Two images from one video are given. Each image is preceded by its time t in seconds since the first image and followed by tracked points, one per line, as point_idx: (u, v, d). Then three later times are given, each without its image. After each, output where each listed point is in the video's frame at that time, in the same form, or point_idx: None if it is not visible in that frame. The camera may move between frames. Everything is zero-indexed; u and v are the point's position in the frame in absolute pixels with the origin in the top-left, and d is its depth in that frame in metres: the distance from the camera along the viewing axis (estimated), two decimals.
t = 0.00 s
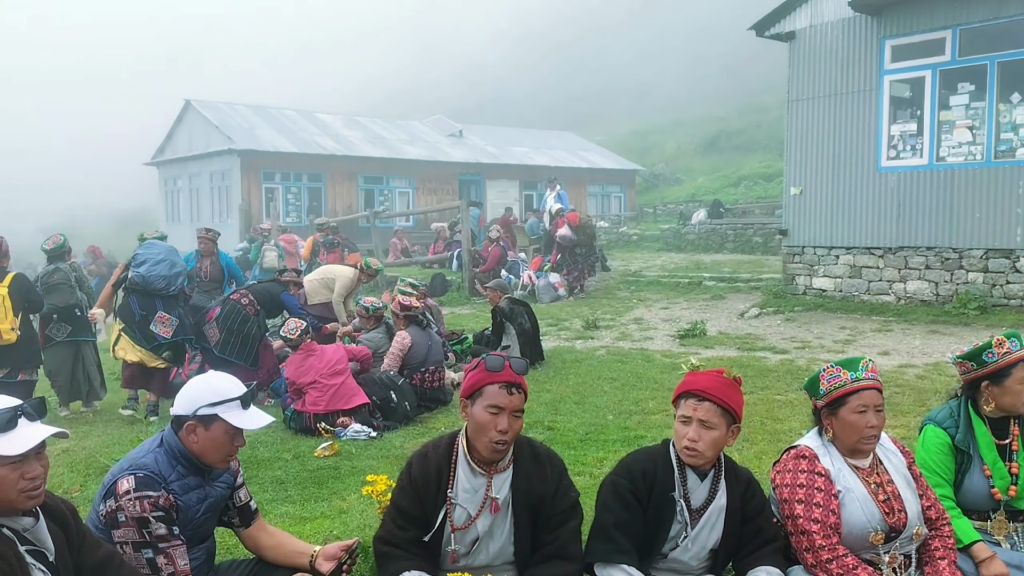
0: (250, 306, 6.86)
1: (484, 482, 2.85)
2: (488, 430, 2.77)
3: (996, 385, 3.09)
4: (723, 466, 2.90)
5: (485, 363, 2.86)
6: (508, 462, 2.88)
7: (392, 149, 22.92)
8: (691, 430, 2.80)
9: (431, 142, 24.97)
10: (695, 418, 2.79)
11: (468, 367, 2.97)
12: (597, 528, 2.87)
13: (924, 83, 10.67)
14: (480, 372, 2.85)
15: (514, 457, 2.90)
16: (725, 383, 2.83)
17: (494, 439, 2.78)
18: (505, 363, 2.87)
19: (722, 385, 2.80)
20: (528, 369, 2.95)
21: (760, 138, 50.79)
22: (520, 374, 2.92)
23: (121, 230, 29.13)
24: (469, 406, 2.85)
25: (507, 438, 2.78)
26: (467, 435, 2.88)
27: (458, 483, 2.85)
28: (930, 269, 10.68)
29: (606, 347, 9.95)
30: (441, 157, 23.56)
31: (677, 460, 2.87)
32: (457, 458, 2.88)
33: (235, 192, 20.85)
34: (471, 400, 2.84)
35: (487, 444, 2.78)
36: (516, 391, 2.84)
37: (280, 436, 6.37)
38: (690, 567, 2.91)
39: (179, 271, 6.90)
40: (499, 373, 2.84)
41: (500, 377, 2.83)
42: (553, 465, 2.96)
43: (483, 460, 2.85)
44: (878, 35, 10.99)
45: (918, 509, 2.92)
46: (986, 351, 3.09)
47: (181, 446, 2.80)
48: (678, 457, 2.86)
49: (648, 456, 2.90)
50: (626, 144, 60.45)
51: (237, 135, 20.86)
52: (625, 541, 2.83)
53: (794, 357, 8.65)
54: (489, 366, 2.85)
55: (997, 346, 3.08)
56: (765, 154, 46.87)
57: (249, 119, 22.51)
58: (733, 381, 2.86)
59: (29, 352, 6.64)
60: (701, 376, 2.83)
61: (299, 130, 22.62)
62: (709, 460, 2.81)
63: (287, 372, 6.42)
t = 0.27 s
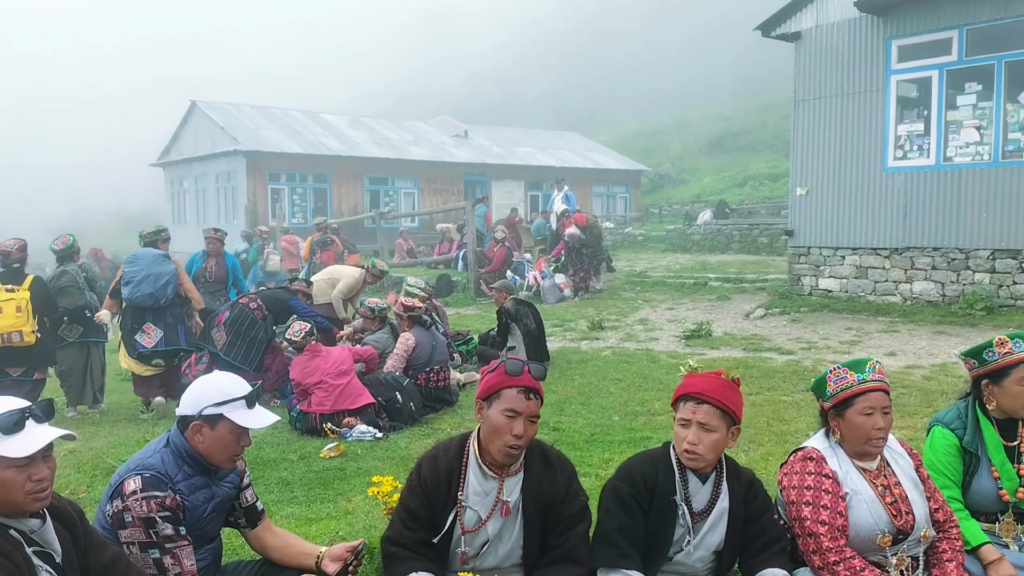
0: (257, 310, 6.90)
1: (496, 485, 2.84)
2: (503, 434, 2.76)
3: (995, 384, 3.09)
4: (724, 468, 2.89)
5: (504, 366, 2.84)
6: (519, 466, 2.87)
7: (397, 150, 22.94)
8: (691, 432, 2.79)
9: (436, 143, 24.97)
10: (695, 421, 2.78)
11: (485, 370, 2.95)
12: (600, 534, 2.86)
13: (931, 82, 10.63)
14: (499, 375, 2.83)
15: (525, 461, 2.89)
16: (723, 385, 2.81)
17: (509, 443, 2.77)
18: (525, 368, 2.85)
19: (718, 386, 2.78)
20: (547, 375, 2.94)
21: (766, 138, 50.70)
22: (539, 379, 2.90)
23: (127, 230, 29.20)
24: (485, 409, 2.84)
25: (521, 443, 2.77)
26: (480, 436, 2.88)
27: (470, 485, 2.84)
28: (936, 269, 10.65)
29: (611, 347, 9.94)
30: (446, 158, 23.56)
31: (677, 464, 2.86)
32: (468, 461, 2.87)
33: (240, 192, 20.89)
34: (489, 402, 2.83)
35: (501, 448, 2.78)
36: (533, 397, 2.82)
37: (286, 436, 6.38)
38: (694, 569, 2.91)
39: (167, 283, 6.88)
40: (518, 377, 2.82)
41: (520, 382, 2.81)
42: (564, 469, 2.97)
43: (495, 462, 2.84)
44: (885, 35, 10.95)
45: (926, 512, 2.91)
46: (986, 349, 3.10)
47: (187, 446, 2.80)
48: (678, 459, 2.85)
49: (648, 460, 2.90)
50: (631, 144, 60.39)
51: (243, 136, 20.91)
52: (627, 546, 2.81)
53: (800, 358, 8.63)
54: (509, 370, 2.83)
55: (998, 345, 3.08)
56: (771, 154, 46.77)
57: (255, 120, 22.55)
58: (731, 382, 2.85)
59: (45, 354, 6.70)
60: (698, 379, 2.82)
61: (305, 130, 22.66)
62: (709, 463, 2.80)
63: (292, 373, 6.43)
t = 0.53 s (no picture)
0: (258, 309, 6.90)
1: (498, 487, 2.84)
2: (503, 438, 2.76)
3: (984, 379, 3.16)
4: (718, 469, 2.89)
5: (504, 370, 2.84)
6: (522, 468, 2.87)
7: (401, 151, 22.96)
8: (681, 435, 2.79)
9: (441, 143, 24.99)
10: (684, 423, 2.78)
11: (487, 372, 2.95)
12: (598, 540, 2.89)
13: (936, 84, 10.61)
14: (499, 378, 2.84)
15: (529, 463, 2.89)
16: (712, 386, 2.81)
17: (509, 447, 2.76)
18: (526, 371, 2.84)
19: (709, 388, 2.79)
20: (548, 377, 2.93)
21: (770, 139, 50.60)
22: (540, 382, 2.89)
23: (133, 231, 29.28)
24: (486, 412, 2.84)
25: (522, 446, 2.77)
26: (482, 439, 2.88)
27: (472, 487, 2.84)
28: (942, 270, 10.62)
29: (616, 348, 9.94)
30: (451, 159, 23.58)
31: (670, 467, 2.87)
32: (471, 463, 2.88)
33: (245, 193, 20.93)
34: (489, 406, 2.83)
35: (502, 451, 2.78)
36: (534, 400, 2.81)
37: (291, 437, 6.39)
38: (697, 571, 2.91)
39: (160, 280, 6.97)
40: (519, 380, 2.81)
41: (520, 385, 2.81)
42: (567, 469, 2.97)
43: (498, 465, 2.83)
44: (890, 35, 10.93)
45: (930, 514, 2.91)
46: (979, 345, 3.17)
47: (192, 446, 2.80)
48: (671, 464, 2.86)
49: (641, 465, 2.91)
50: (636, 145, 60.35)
51: (248, 137, 20.95)
52: (624, 551, 2.83)
53: (805, 359, 8.62)
54: (508, 374, 2.83)
55: (989, 342, 3.14)
56: (775, 155, 46.69)
57: (260, 121, 22.60)
58: (721, 383, 2.85)
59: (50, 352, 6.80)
60: (689, 380, 2.82)
61: (310, 131, 22.70)
62: (702, 464, 2.80)
63: (299, 373, 6.44)
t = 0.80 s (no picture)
0: (258, 309, 6.92)
1: (496, 489, 2.85)
2: (494, 441, 2.77)
3: (982, 379, 3.20)
4: (715, 470, 2.88)
5: (492, 374, 2.84)
6: (519, 469, 2.88)
7: (405, 151, 22.98)
8: (675, 436, 2.79)
9: (445, 144, 25.00)
10: (678, 424, 2.78)
11: (480, 374, 2.95)
12: (596, 542, 2.90)
13: (941, 85, 10.59)
14: (489, 382, 2.84)
15: (527, 464, 2.90)
16: (705, 386, 2.82)
17: (500, 450, 2.78)
18: (514, 374, 2.84)
19: (701, 390, 2.79)
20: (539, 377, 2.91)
21: (775, 140, 50.53)
22: (531, 383, 2.88)
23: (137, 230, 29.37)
24: (478, 416, 2.85)
25: (514, 449, 2.78)
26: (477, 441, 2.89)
27: (471, 489, 2.85)
28: (946, 272, 10.60)
29: (619, 349, 9.93)
30: (454, 159, 23.58)
31: (665, 469, 2.87)
32: (468, 465, 2.89)
33: (249, 193, 20.95)
34: (480, 410, 2.84)
35: (496, 454, 2.79)
36: (525, 402, 2.81)
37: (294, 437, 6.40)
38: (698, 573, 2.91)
39: (162, 288, 7.02)
40: (507, 384, 2.81)
41: (508, 389, 2.80)
42: (566, 469, 2.97)
43: (494, 467, 2.84)
44: (895, 36, 10.91)
45: (934, 515, 2.90)
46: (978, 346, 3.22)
47: (196, 446, 2.81)
48: (665, 466, 2.87)
49: (637, 467, 2.92)
50: (640, 145, 60.32)
51: (252, 137, 20.98)
52: (623, 553, 2.83)
53: (808, 360, 8.61)
54: (497, 377, 2.83)
55: (988, 343, 3.18)
56: (780, 156, 46.63)
57: (264, 121, 22.63)
58: (714, 383, 2.85)
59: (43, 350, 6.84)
60: (681, 382, 2.83)
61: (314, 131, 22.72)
62: (696, 466, 2.80)
63: (304, 372, 6.45)
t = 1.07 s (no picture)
0: (257, 308, 6.92)
1: (495, 490, 2.86)
2: (491, 444, 2.78)
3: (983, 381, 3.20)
4: (715, 472, 2.88)
5: (487, 377, 2.83)
6: (518, 471, 2.88)
7: (408, 152, 22.99)
8: (674, 439, 2.79)
9: (448, 144, 25.01)
10: (676, 427, 2.78)
11: (477, 376, 2.95)
12: (597, 544, 2.90)
13: (945, 86, 10.57)
14: (484, 386, 2.84)
15: (526, 466, 2.90)
16: (704, 389, 2.81)
17: (497, 453, 2.79)
18: (511, 376, 2.83)
19: (699, 393, 2.78)
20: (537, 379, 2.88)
21: (778, 141, 50.48)
22: (528, 385, 2.86)
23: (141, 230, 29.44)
24: (475, 418, 2.85)
25: (511, 451, 2.78)
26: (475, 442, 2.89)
27: (471, 490, 2.86)
28: (950, 273, 10.58)
29: (622, 350, 9.93)
30: (458, 160, 23.60)
31: (664, 471, 2.87)
32: (468, 466, 2.89)
33: (253, 194, 20.98)
34: (477, 413, 2.84)
35: (494, 456, 2.80)
36: (521, 405, 2.81)
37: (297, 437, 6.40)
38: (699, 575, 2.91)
39: (158, 286, 7.04)
40: (501, 387, 2.81)
41: (503, 392, 2.80)
42: (566, 471, 2.97)
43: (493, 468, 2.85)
44: (898, 37, 10.90)
45: (936, 518, 2.90)
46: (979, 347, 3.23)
47: (199, 446, 2.82)
48: (664, 468, 2.86)
49: (637, 469, 2.92)
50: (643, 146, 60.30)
51: (256, 137, 21.01)
52: (623, 556, 2.84)
53: (811, 361, 8.61)
54: (492, 381, 2.82)
55: (990, 344, 3.19)
56: (783, 157, 46.59)
57: (268, 121, 22.66)
58: (712, 385, 2.85)
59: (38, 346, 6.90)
60: (679, 385, 2.82)
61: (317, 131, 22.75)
62: (695, 469, 2.80)
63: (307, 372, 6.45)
